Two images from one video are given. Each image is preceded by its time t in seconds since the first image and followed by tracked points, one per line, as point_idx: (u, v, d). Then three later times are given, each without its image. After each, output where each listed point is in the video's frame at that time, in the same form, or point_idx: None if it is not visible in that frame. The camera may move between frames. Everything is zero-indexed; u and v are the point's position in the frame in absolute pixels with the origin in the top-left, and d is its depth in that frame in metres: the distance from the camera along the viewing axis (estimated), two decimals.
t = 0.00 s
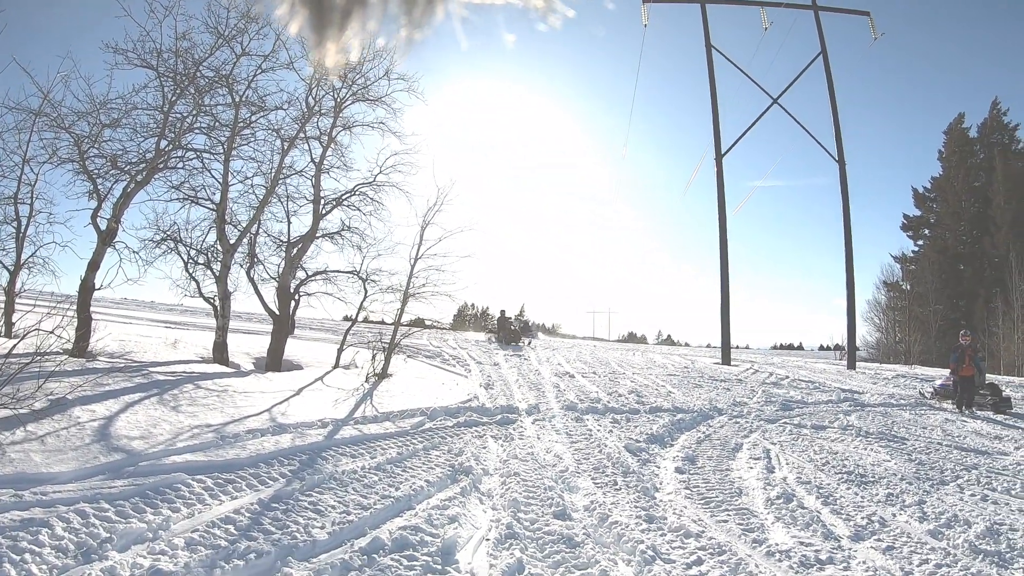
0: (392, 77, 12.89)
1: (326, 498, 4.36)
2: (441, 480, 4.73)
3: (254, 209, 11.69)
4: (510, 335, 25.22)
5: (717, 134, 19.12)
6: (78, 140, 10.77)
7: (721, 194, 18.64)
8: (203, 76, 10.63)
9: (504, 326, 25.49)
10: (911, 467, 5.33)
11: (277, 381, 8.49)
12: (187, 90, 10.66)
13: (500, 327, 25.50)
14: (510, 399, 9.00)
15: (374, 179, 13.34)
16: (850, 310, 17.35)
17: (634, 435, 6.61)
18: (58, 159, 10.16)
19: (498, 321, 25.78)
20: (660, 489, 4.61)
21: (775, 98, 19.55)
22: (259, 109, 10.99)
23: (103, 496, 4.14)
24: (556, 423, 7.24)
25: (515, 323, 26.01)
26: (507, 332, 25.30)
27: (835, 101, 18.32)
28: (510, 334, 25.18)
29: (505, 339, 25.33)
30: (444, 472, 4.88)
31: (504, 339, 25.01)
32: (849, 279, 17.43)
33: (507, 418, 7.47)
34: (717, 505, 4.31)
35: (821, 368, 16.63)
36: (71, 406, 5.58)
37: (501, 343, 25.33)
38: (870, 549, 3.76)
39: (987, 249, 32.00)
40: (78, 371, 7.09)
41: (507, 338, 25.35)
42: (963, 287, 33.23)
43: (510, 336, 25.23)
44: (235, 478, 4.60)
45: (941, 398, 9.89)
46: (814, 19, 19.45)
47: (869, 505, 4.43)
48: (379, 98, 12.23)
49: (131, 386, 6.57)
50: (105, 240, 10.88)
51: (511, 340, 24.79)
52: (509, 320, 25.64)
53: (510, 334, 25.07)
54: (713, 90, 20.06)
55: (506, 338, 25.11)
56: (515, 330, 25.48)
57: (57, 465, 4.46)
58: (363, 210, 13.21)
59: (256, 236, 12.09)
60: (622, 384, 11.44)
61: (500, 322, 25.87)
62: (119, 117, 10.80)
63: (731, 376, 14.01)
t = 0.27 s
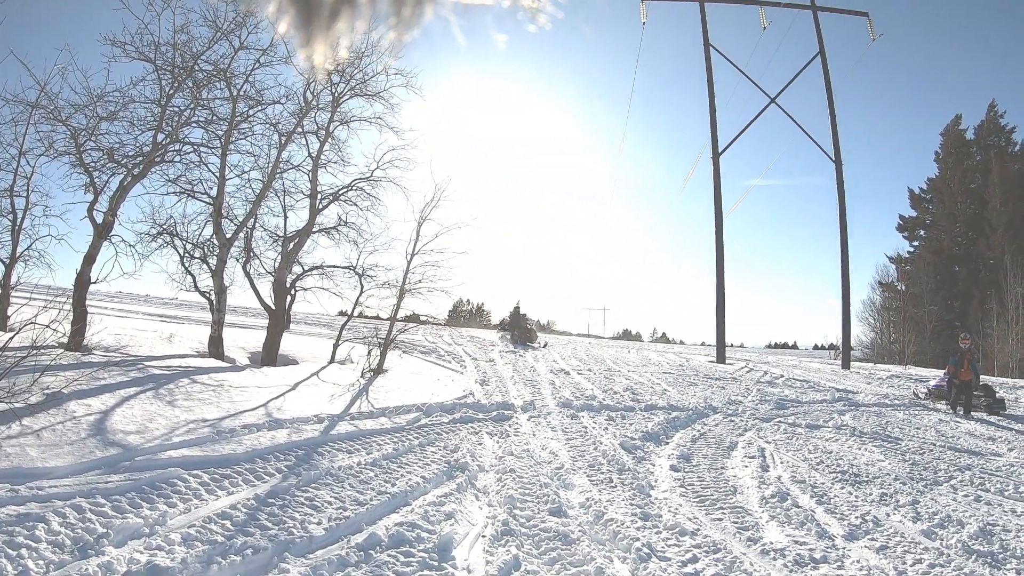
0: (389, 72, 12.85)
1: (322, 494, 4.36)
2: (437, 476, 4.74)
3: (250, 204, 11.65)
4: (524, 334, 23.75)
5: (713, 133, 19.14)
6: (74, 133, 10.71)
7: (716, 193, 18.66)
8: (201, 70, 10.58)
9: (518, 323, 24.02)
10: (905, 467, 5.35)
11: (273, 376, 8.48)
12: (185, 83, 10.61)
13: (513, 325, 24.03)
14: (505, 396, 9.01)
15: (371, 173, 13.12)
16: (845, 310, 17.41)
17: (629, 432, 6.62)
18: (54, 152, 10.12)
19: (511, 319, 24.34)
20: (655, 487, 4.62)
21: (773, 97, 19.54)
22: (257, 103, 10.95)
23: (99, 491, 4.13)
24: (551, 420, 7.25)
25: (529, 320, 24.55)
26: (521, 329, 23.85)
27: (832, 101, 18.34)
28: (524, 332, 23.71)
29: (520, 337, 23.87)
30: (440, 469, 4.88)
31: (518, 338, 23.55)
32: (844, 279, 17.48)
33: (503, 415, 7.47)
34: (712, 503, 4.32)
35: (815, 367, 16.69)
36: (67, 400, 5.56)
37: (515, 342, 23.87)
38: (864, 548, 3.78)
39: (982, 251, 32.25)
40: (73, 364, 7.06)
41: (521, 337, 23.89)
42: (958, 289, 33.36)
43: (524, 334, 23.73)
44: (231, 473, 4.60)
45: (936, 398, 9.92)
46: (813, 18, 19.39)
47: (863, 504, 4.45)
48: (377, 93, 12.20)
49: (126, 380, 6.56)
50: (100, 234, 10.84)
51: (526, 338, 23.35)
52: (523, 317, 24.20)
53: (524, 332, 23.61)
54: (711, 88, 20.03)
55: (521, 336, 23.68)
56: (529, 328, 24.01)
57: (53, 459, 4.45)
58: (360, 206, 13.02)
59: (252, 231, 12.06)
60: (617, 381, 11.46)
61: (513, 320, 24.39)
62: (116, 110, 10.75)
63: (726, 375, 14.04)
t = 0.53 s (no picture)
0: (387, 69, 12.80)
1: (318, 490, 4.36)
2: (434, 472, 4.74)
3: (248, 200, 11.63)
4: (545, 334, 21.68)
5: (711, 131, 19.11)
6: (71, 128, 10.68)
7: (714, 191, 18.64)
8: (199, 65, 10.57)
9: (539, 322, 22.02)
10: (901, 466, 5.36)
11: (269, 372, 8.47)
12: (183, 79, 10.59)
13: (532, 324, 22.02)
14: (501, 392, 9.01)
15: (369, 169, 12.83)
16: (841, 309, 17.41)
17: (625, 430, 6.62)
18: (51, 147, 10.10)
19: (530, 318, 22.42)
20: (651, 484, 4.63)
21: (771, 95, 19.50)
22: (255, 99, 10.94)
23: (96, 487, 4.12)
24: (548, 417, 7.25)
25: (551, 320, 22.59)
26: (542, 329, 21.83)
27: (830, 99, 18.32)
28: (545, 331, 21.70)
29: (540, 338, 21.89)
30: (436, 465, 4.88)
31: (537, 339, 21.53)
32: (841, 278, 17.48)
33: (499, 411, 7.47)
34: (708, 500, 4.33)
35: (811, 366, 16.71)
36: (63, 396, 5.56)
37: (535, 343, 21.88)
38: (858, 546, 3.79)
39: (979, 251, 32.27)
40: (70, 360, 7.05)
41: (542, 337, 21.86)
42: (955, 288, 33.37)
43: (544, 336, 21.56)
44: (227, 469, 4.60)
45: (932, 397, 9.93)
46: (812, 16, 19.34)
47: (859, 502, 4.46)
48: (375, 89, 12.19)
49: (123, 376, 6.55)
50: (97, 229, 10.82)
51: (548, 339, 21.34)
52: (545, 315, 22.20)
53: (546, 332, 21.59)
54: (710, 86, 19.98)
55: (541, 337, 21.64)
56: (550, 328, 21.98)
57: (50, 455, 4.44)
58: (356, 201, 12.67)
59: (250, 226, 12.04)
60: (614, 378, 11.47)
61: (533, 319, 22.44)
62: (113, 106, 10.72)
63: (722, 372, 14.04)
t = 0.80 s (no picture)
0: (386, 67, 12.82)
1: (318, 488, 4.36)
2: (434, 470, 4.74)
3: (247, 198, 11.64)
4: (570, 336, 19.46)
5: (710, 128, 19.07)
6: (70, 128, 10.69)
7: (713, 187, 18.65)
8: (197, 64, 10.56)
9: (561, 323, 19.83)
10: (901, 463, 5.36)
11: (269, 370, 8.48)
12: (182, 78, 10.59)
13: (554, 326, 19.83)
14: (501, 390, 9.00)
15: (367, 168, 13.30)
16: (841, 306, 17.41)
17: (625, 427, 6.62)
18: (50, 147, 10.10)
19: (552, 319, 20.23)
20: (651, 481, 4.63)
21: (770, 91, 19.48)
22: (253, 98, 10.94)
23: (97, 486, 4.13)
24: (548, 415, 7.25)
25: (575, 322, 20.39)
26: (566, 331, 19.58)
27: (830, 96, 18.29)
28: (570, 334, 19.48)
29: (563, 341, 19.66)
30: (436, 463, 4.88)
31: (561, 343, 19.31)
32: (841, 274, 17.47)
33: (499, 409, 7.47)
34: (707, 497, 4.33)
35: (811, 363, 16.71)
36: (64, 395, 5.56)
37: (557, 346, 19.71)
38: (858, 543, 3.79)
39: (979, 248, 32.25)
40: (70, 359, 7.05)
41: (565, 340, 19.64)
42: (954, 285, 33.24)
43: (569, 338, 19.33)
44: (227, 467, 4.60)
45: (932, 393, 9.93)
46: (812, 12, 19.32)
47: (859, 499, 4.46)
48: (374, 87, 12.18)
49: (123, 375, 6.56)
50: (97, 229, 10.83)
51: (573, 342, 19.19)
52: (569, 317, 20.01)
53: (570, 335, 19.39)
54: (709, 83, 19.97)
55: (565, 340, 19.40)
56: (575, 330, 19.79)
57: (51, 454, 4.45)
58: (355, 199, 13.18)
59: (249, 225, 12.06)
60: (613, 375, 11.47)
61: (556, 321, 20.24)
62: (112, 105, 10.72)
63: (722, 369, 14.02)
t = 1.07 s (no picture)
0: (376, 63, 12.79)
1: (312, 485, 4.35)
2: (427, 466, 4.73)
3: (238, 196, 11.59)
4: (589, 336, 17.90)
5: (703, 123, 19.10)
6: (60, 127, 10.63)
7: (705, 182, 18.68)
8: (188, 62, 10.51)
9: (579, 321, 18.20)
10: (894, 455, 5.37)
11: (262, 368, 8.47)
12: (172, 76, 10.54)
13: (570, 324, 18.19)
14: (495, 386, 9.01)
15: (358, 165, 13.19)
16: (833, 299, 17.46)
17: (619, 421, 6.63)
18: (40, 146, 10.04)
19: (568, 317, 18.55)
20: (644, 475, 4.63)
21: (762, 86, 19.52)
22: (244, 95, 10.89)
23: (90, 485, 4.11)
24: (541, 410, 7.25)
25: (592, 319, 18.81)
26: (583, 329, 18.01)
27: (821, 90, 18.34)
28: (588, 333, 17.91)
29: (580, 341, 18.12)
30: (429, 458, 4.88)
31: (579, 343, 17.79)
32: (833, 268, 17.53)
33: (493, 405, 7.47)
34: (701, 490, 4.34)
35: (803, 356, 16.77)
36: (56, 396, 5.54)
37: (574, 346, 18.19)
38: (852, 535, 3.80)
39: (971, 241, 32.40)
40: (62, 360, 7.02)
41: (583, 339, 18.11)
42: (947, 279, 33.35)
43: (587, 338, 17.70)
44: (220, 465, 4.58)
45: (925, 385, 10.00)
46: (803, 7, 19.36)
47: (852, 491, 4.48)
48: (365, 84, 12.15)
49: (116, 374, 6.54)
50: (88, 228, 10.78)
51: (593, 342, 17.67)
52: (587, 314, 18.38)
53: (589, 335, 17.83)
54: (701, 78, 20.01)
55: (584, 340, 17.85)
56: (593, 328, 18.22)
57: (44, 454, 4.43)
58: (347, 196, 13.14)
59: (240, 223, 12.02)
60: (606, 370, 11.50)
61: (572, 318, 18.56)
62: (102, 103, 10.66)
63: (715, 364, 14.06)
